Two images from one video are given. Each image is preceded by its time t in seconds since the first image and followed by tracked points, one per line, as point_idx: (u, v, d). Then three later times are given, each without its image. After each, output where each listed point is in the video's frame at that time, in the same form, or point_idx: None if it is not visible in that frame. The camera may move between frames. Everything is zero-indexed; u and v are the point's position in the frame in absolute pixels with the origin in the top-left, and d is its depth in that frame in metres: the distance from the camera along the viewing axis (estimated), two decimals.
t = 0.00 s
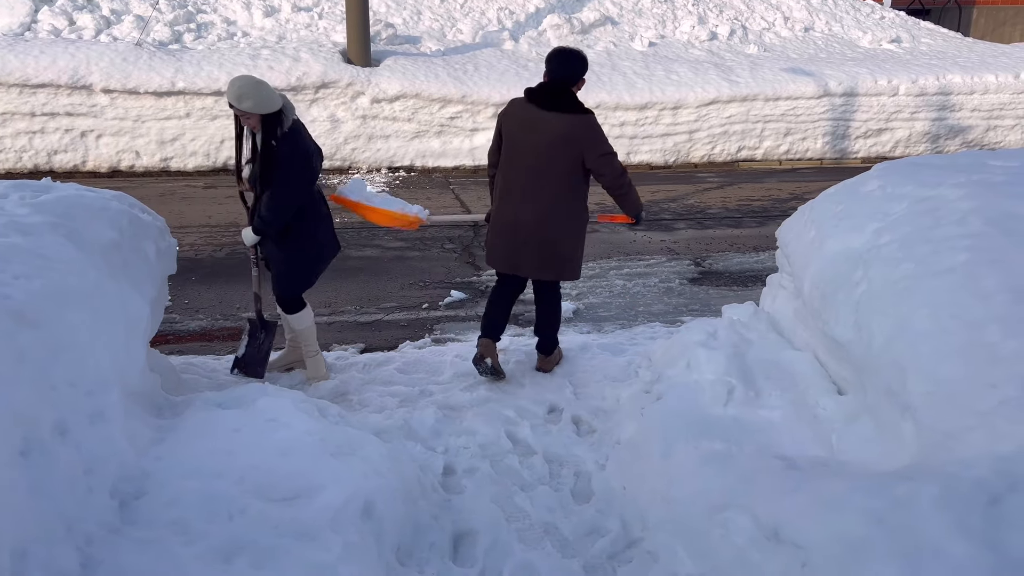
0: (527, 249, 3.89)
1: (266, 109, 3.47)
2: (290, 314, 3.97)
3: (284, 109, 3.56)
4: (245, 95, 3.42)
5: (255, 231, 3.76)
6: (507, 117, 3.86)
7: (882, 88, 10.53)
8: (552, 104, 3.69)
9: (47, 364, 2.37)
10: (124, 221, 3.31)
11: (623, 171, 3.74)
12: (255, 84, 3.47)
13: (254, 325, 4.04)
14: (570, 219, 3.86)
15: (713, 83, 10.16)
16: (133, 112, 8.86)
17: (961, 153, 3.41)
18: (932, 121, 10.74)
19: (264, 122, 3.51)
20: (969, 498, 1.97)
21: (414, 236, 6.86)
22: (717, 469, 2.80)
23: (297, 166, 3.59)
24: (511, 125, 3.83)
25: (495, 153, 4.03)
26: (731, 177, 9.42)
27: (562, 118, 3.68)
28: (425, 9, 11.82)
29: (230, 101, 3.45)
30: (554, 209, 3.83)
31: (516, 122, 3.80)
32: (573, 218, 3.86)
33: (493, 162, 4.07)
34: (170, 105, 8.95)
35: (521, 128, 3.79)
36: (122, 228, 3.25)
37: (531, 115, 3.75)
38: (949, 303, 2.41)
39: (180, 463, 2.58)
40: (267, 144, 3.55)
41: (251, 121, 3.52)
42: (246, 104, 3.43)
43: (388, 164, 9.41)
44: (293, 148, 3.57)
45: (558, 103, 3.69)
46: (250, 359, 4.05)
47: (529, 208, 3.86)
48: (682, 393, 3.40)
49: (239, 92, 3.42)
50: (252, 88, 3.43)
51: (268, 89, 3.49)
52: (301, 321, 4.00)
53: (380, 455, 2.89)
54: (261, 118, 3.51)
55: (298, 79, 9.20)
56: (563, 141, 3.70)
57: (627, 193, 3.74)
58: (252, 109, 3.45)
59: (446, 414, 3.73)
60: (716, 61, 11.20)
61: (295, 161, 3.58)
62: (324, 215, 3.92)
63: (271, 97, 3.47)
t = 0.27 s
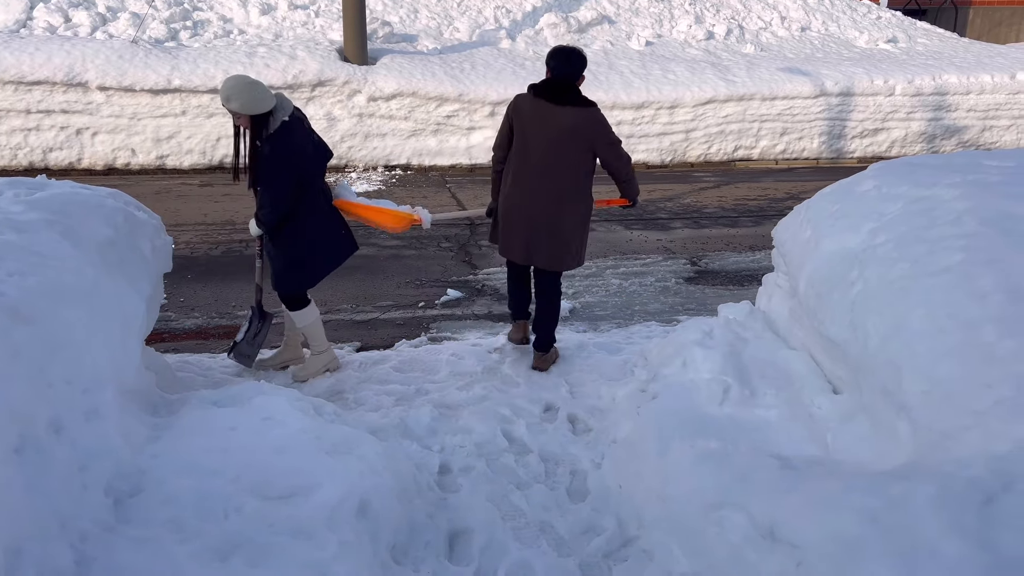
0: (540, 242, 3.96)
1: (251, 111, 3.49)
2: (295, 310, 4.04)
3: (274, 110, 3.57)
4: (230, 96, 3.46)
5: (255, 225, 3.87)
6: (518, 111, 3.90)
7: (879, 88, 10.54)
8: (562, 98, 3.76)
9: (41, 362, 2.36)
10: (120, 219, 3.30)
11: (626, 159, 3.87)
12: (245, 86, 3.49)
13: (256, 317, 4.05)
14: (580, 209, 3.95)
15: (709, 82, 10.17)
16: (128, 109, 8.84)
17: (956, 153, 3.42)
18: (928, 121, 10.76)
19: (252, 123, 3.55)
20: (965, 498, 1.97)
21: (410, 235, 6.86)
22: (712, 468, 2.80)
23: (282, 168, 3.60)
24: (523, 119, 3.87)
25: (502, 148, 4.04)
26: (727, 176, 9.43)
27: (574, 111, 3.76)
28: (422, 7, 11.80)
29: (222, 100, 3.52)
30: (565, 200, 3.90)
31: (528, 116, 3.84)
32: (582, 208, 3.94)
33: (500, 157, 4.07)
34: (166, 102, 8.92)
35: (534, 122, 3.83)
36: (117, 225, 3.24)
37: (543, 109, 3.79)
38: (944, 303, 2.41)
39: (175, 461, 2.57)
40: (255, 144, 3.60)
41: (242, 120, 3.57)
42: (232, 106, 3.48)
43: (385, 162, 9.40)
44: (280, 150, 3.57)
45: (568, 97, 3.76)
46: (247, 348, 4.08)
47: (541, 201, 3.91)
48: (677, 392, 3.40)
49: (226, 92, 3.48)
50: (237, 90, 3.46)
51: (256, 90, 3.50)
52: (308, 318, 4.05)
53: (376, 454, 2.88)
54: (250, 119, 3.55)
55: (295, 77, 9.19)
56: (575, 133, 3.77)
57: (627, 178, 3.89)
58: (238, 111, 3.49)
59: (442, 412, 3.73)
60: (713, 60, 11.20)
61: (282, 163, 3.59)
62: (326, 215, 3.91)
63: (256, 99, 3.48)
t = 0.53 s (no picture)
0: (540, 244, 3.98)
1: (246, 111, 3.50)
2: (294, 307, 4.05)
3: (271, 111, 3.57)
4: (227, 96, 3.49)
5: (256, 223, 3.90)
6: (510, 117, 3.83)
7: (876, 88, 10.55)
8: (555, 99, 3.76)
9: (36, 359, 2.35)
10: (116, 215, 3.29)
11: (613, 157, 3.94)
12: (243, 86, 3.50)
13: (246, 313, 4.06)
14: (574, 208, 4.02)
15: (707, 81, 10.17)
16: (125, 106, 8.82)
17: (952, 153, 3.43)
18: (925, 121, 10.77)
19: (250, 123, 3.57)
20: (961, 497, 1.97)
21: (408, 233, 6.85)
22: (708, 466, 2.80)
23: (278, 168, 3.60)
24: (518, 123, 3.81)
25: (495, 152, 3.96)
26: (724, 175, 9.43)
27: (567, 112, 3.78)
28: (420, 5, 11.79)
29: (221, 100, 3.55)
30: (562, 201, 3.94)
31: (524, 120, 3.80)
32: (576, 207, 4.01)
33: (492, 162, 4.00)
34: (163, 99, 8.90)
35: (531, 125, 3.80)
36: (113, 222, 3.24)
37: (539, 112, 3.77)
38: (941, 303, 2.41)
39: (170, 459, 2.57)
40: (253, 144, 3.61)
41: (241, 120, 3.59)
42: (230, 106, 3.50)
43: (382, 160, 9.39)
44: (275, 151, 3.57)
45: (560, 99, 3.76)
46: (236, 345, 4.06)
47: (540, 203, 3.94)
48: (673, 391, 3.41)
49: (224, 92, 3.50)
50: (234, 91, 3.48)
51: (254, 91, 3.50)
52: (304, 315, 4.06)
53: (372, 452, 2.88)
54: (248, 119, 3.56)
55: (292, 75, 9.18)
56: (570, 135, 3.81)
57: (613, 175, 3.99)
58: (235, 111, 3.51)
59: (438, 411, 3.72)
60: (710, 59, 11.21)
61: (278, 163, 3.59)
62: (327, 216, 3.89)
63: (252, 100, 3.48)
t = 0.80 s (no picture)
0: (535, 225, 4.52)
1: (249, 106, 3.49)
2: (283, 303, 4.08)
3: (273, 107, 3.57)
4: (231, 91, 3.47)
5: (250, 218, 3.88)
6: (500, 112, 4.32)
7: (874, 88, 10.56)
8: (539, 95, 4.35)
9: (34, 356, 2.35)
10: (114, 212, 3.29)
11: (588, 145, 4.56)
12: (247, 82, 3.50)
13: (234, 309, 4.07)
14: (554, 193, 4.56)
15: (705, 80, 10.17)
16: (123, 103, 8.80)
17: (950, 152, 3.43)
18: (922, 121, 10.79)
19: (251, 119, 3.56)
20: (957, 495, 1.98)
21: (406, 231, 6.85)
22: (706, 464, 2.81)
23: (278, 164, 3.60)
24: (509, 116, 4.33)
25: (485, 146, 4.42)
26: (723, 175, 9.44)
27: (550, 106, 4.38)
28: (419, 3, 11.78)
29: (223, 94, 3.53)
30: (549, 186, 4.50)
31: (514, 114, 4.32)
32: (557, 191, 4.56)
33: (482, 156, 4.45)
34: (161, 96, 8.89)
35: (521, 119, 4.33)
36: (111, 219, 3.23)
37: (528, 106, 4.32)
38: (938, 302, 2.42)
39: (168, 456, 2.57)
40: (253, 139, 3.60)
41: (241, 116, 3.57)
42: (233, 100, 3.48)
43: (380, 158, 9.37)
44: (276, 147, 3.58)
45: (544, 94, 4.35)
46: (224, 341, 4.05)
47: (532, 189, 4.46)
48: (671, 389, 3.41)
49: (227, 86, 3.48)
50: (238, 85, 3.46)
51: (257, 87, 3.50)
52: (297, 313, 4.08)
53: (369, 450, 2.88)
54: (249, 114, 3.55)
55: (290, 72, 9.17)
56: (554, 126, 4.39)
57: (588, 162, 4.60)
58: (238, 105, 3.50)
59: (436, 409, 3.72)
60: (709, 58, 11.21)
61: (278, 160, 3.59)
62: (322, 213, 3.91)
63: (257, 96, 3.48)
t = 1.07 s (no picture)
0: (532, 219, 4.55)
1: (248, 106, 3.49)
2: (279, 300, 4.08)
3: (268, 106, 3.58)
4: (229, 91, 3.45)
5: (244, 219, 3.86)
6: (494, 108, 4.34)
7: (873, 87, 10.56)
8: (530, 91, 4.40)
9: (32, 353, 2.34)
10: (112, 208, 3.28)
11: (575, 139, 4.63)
12: (243, 82, 3.50)
13: (227, 308, 4.09)
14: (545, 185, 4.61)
15: (704, 79, 10.17)
16: (122, 100, 8.79)
17: (949, 151, 3.43)
18: (921, 121, 10.79)
19: (247, 118, 3.54)
20: (956, 494, 1.98)
21: (405, 229, 6.84)
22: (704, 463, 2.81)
23: (276, 162, 3.60)
24: (503, 112, 4.36)
25: (480, 141, 4.43)
26: (722, 173, 9.43)
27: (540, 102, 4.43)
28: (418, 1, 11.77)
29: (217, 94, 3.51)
30: (542, 179, 4.53)
31: (509, 110, 4.35)
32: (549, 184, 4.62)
33: (477, 152, 4.46)
34: (159, 93, 8.88)
35: (515, 115, 4.36)
36: (110, 216, 3.23)
37: (521, 101, 4.36)
38: (937, 302, 2.42)
39: (166, 453, 2.57)
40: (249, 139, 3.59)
41: (236, 116, 3.55)
42: (231, 100, 3.47)
43: (379, 156, 9.37)
44: (274, 145, 3.58)
45: (535, 90, 4.39)
46: (219, 340, 4.05)
47: (525, 183, 4.49)
48: (670, 388, 3.41)
49: (224, 87, 3.47)
50: (235, 85, 3.46)
51: (253, 86, 3.51)
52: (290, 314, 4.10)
53: (368, 448, 2.87)
54: (246, 114, 3.54)
55: (289, 69, 9.16)
56: (546, 122, 4.43)
57: (575, 156, 4.68)
58: (236, 106, 3.49)
59: (435, 407, 3.72)
60: (708, 57, 11.20)
61: (276, 158, 3.60)
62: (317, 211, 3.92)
63: (254, 96, 3.49)
